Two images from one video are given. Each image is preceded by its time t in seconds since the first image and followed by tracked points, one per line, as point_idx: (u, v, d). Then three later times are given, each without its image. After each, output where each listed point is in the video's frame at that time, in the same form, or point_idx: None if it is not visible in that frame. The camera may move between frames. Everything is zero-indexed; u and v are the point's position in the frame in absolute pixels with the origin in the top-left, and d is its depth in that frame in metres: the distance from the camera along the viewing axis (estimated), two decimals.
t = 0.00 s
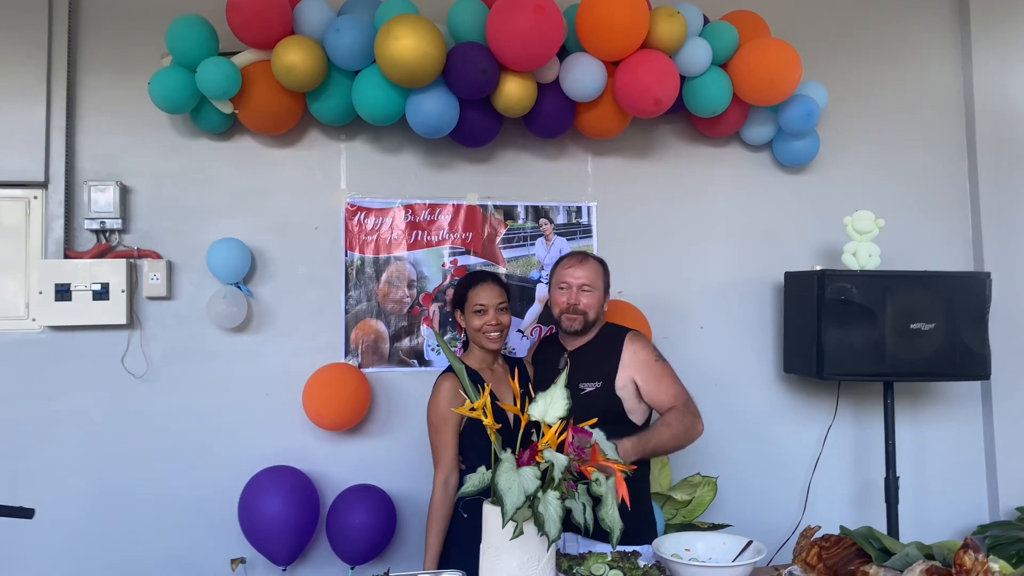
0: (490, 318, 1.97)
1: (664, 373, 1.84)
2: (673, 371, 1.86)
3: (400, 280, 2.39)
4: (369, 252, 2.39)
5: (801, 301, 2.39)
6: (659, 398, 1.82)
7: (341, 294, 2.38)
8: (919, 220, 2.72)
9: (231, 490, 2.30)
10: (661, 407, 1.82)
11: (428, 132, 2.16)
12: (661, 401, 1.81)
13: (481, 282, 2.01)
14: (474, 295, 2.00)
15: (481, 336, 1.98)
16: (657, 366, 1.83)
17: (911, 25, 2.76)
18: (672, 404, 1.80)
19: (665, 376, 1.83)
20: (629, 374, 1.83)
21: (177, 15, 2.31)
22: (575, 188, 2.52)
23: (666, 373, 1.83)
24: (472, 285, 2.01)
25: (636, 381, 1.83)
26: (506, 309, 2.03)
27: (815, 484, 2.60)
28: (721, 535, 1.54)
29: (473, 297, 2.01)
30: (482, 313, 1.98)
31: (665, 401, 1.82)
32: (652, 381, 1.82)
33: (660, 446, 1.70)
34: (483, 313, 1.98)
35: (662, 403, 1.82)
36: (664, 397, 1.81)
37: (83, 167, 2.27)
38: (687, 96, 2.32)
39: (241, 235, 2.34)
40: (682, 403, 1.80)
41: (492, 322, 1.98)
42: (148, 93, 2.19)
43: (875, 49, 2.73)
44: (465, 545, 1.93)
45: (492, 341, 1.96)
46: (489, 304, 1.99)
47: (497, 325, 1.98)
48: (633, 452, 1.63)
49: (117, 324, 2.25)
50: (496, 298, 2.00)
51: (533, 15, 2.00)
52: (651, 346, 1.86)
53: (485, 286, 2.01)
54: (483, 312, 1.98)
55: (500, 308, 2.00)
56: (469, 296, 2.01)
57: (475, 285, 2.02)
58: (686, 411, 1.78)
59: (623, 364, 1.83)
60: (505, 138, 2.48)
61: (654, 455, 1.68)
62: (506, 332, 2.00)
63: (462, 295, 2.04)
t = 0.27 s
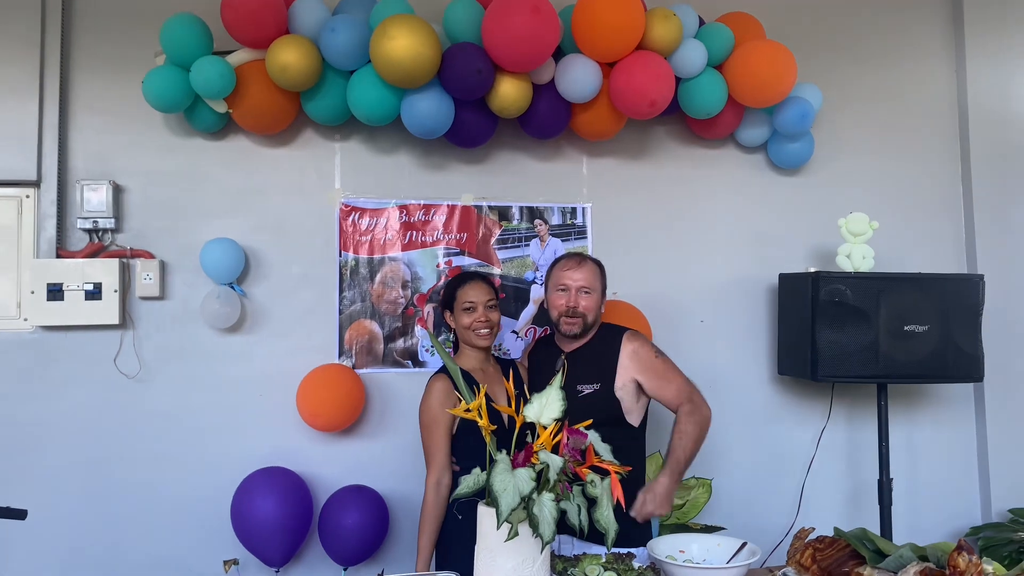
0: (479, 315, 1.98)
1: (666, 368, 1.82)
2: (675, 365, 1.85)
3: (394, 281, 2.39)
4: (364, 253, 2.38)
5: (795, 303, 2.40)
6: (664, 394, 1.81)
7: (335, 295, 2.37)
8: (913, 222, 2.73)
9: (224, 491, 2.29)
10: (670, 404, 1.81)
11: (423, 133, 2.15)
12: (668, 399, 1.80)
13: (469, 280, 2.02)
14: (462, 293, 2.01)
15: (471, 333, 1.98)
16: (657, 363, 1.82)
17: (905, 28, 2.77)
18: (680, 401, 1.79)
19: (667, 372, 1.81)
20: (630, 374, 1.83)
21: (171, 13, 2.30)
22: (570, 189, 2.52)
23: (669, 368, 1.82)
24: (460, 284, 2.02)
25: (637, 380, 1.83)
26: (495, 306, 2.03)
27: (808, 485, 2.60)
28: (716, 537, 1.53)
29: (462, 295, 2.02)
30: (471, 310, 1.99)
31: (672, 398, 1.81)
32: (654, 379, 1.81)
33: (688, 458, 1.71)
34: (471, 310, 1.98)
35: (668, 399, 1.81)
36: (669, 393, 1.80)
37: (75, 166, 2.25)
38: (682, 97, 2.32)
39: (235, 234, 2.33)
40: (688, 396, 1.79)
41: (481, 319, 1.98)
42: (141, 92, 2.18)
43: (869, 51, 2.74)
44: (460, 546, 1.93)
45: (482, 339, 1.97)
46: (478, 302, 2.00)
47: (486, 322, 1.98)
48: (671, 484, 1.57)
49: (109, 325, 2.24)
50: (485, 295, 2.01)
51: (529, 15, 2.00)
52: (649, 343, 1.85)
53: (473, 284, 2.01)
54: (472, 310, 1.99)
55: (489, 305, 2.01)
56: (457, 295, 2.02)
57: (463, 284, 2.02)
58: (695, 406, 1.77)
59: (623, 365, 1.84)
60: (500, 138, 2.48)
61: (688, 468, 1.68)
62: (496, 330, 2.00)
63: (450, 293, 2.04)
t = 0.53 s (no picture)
0: (475, 314, 1.99)
1: (657, 377, 1.87)
2: (665, 375, 1.90)
3: (390, 283, 2.39)
4: (359, 254, 2.38)
5: (790, 306, 2.40)
6: (653, 406, 1.85)
7: (330, 296, 2.37)
8: (907, 225, 2.74)
9: (218, 493, 2.28)
10: (657, 419, 1.88)
11: (420, 134, 2.15)
12: (656, 411, 1.86)
13: (464, 282, 2.03)
14: (458, 294, 2.02)
15: (468, 333, 1.98)
16: (650, 371, 1.85)
17: (900, 32, 2.78)
18: (668, 421, 1.87)
19: (658, 382, 1.86)
20: (623, 379, 1.85)
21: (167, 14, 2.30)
22: (566, 191, 2.52)
23: (660, 377, 1.87)
24: (455, 286, 2.03)
25: (630, 387, 1.85)
26: (491, 308, 2.04)
27: (803, 487, 2.61)
28: (711, 541, 1.51)
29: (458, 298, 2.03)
30: (467, 311, 2.00)
31: (660, 411, 1.87)
32: (646, 387, 1.85)
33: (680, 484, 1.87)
34: (467, 310, 2.00)
35: (655, 411, 1.86)
36: (660, 407, 1.85)
37: (70, 166, 2.24)
38: (678, 100, 2.32)
39: (230, 235, 2.32)
40: (673, 415, 1.87)
41: (477, 319, 1.99)
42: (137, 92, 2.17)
43: (864, 55, 2.75)
44: (455, 549, 1.92)
45: (479, 338, 1.96)
46: (474, 302, 2.01)
47: (481, 322, 1.99)
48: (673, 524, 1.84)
49: (104, 326, 2.23)
50: (480, 296, 2.03)
51: (526, 18, 2.00)
52: (643, 349, 1.87)
53: (469, 286, 2.03)
54: (467, 310, 2.00)
55: (484, 306, 2.02)
56: (453, 296, 2.03)
57: (458, 285, 2.05)
58: (680, 425, 1.87)
59: (618, 369, 1.84)
60: (497, 140, 2.48)
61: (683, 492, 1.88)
62: (492, 330, 2.00)
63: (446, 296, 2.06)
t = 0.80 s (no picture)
0: (474, 318, 1.97)
1: (651, 381, 1.86)
2: (660, 379, 1.89)
3: (384, 281, 2.38)
4: (354, 252, 2.38)
5: (783, 305, 2.41)
6: (645, 410, 1.85)
7: (324, 294, 2.37)
8: (900, 226, 2.76)
9: (211, 490, 2.28)
10: (649, 423, 1.87)
11: (415, 133, 2.15)
12: (647, 416, 1.85)
13: (466, 284, 2.01)
14: (459, 296, 2.00)
15: (466, 336, 1.97)
16: (644, 374, 1.85)
17: (893, 33, 2.79)
18: (659, 426, 1.86)
19: (652, 386, 1.85)
20: (617, 380, 1.84)
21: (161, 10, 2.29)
22: (560, 190, 2.52)
23: (654, 381, 1.86)
24: (456, 287, 2.02)
25: (623, 388, 1.84)
26: (491, 310, 2.02)
27: (795, 487, 2.62)
28: (704, 539, 1.52)
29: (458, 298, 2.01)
30: (467, 314, 1.98)
31: (651, 415, 1.86)
32: (639, 390, 1.84)
33: (669, 490, 1.87)
34: (467, 313, 1.98)
35: (647, 415, 1.85)
36: (652, 412, 1.85)
37: (63, 162, 2.23)
38: (673, 100, 2.33)
39: (224, 233, 2.32)
40: (665, 421, 1.86)
41: (476, 322, 1.97)
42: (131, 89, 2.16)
43: (858, 56, 2.76)
44: (448, 547, 1.93)
45: (476, 342, 1.95)
46: (474, 305, 1.99)
47: (480, 325, 1.97)
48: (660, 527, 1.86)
49: (97, 323, 2.22)
50: (481, 299, 2.00)
51: (521, 17, 2.00)
52: (639, 351, 1.86)
53: (471, 287, 2.02)
54: (467, 313, 1.98)
55: (485, 309, 2.00)
56: (453, 298, 2.01)
57: (460, 286, 2.03)
58: (671, 430, 1.87)
59: (611, 370, 1.84)
60: (491, 139, 2.48)
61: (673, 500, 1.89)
62: (491, 333, 1.99)
63: (446, 296, 2.04)
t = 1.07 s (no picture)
0: (466, 317, 1.97)
1: (650, 384, 1.85)
2: (659, 382, 1.88)
3: (378, 279, 2.38)
4: (348, 250, 2.37)
5: (777, 306, 2.41)
6: (642, 413, 1.84)
7: (318, 292, 2.36)
8: (893, 227, 2.76)
9: (203, 489, 2.27)
10: (646, 426, 1.86)
11: (409, 131, 2.15)
12: (644, 418, 1.84)
13: (458, 283, 2.01)
14: (451, 296, 2.00)
15: (459, 336, 1.97)
16: (642, 377, 1.84)
17: (888, 34, 2.80)
18: (656, 429, 1.85)
19: (650, 388, 1.84)
20: (615, 382, 1.84)
21: (156, 7, 2.29)
22: (555, 190, 2.52)
23: (652, 384, 1.85)
24: (448, 287, 2.01)
25: (621, 390, 1.84)
26: (483, 310, 2.02)
27: (788, 487, 2.62)
28: (696, 538, 1.52)
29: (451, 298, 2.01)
30: (459, 313, 1.98)
31: (648, 418, 1.85)
32: (637, 392, 1.83)
33: (664, 494, 1.86)
34: (459, 313, 1.97)
35: (644, 417, 1.85)
36: (649, 414, 1.84)
37: (56, 159, 2.22)
38: (668, 100, 2.33)
39: (217, 230, 2.31)
40: (662, 424, 1.85)
41: (469, 322, 1.97)
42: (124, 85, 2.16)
43: (853, 57, 2.77)
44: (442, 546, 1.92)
45: (468, 341, 1.96)
46: (466, 305, 1.99)
47: (471, 325, 1.97)
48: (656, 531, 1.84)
49: (89, 320, 2.21)
50: (473, 299, 2.00)
51: (516, 16, 2.00)
52: (638, 354, 1.86)
53: (463, 287, 2.01)
54: (460, 312, 1.98)
55: (477, 309, 2.00)
56: (446, 297, 2.01)
57: (453, 285, 2.02)
58: (668, 434, 1.86)
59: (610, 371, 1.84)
60: (486, 138, 2.48)
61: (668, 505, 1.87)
62: (483, 332, 1.99)
63: (440, 295, 2.04)
